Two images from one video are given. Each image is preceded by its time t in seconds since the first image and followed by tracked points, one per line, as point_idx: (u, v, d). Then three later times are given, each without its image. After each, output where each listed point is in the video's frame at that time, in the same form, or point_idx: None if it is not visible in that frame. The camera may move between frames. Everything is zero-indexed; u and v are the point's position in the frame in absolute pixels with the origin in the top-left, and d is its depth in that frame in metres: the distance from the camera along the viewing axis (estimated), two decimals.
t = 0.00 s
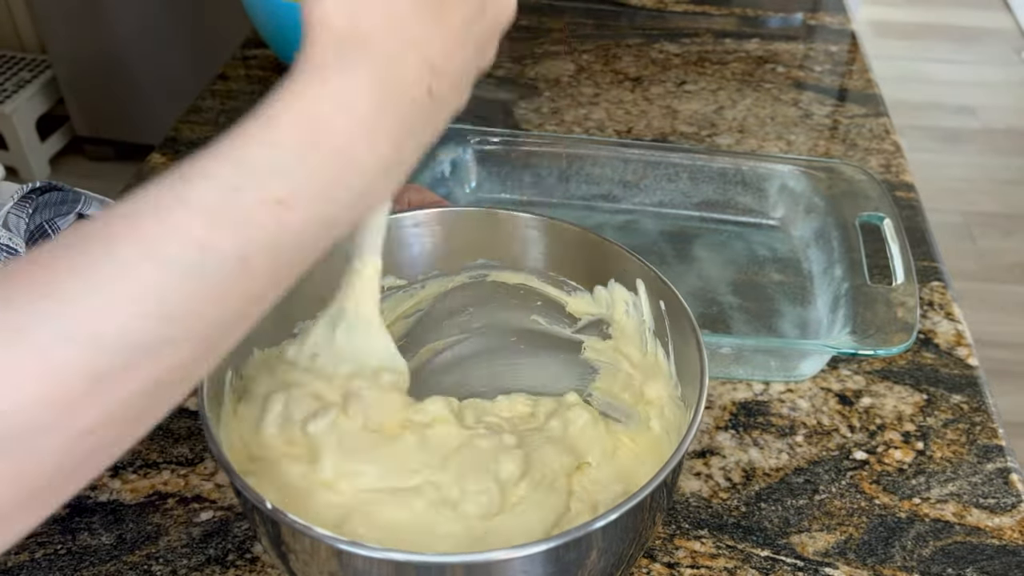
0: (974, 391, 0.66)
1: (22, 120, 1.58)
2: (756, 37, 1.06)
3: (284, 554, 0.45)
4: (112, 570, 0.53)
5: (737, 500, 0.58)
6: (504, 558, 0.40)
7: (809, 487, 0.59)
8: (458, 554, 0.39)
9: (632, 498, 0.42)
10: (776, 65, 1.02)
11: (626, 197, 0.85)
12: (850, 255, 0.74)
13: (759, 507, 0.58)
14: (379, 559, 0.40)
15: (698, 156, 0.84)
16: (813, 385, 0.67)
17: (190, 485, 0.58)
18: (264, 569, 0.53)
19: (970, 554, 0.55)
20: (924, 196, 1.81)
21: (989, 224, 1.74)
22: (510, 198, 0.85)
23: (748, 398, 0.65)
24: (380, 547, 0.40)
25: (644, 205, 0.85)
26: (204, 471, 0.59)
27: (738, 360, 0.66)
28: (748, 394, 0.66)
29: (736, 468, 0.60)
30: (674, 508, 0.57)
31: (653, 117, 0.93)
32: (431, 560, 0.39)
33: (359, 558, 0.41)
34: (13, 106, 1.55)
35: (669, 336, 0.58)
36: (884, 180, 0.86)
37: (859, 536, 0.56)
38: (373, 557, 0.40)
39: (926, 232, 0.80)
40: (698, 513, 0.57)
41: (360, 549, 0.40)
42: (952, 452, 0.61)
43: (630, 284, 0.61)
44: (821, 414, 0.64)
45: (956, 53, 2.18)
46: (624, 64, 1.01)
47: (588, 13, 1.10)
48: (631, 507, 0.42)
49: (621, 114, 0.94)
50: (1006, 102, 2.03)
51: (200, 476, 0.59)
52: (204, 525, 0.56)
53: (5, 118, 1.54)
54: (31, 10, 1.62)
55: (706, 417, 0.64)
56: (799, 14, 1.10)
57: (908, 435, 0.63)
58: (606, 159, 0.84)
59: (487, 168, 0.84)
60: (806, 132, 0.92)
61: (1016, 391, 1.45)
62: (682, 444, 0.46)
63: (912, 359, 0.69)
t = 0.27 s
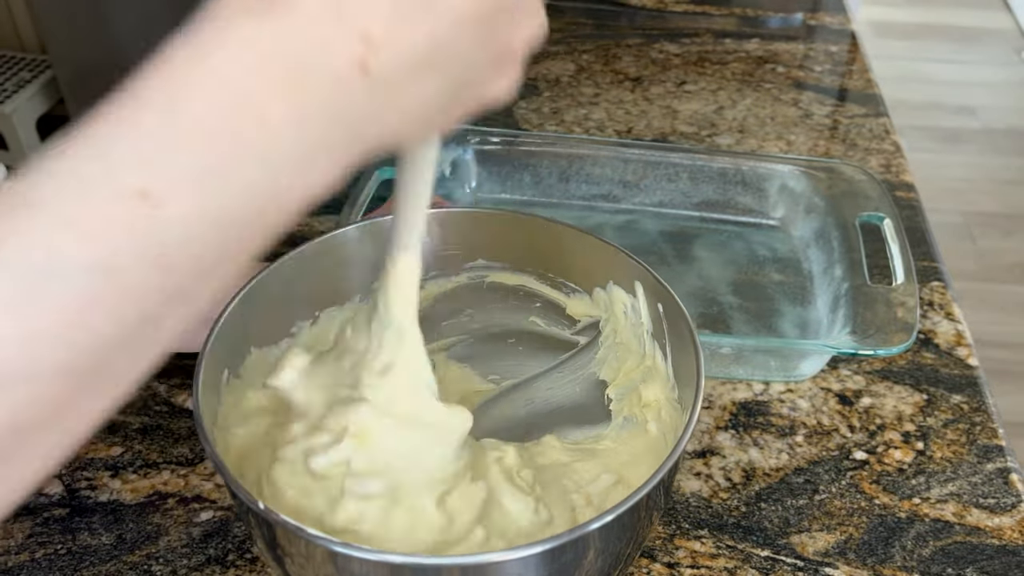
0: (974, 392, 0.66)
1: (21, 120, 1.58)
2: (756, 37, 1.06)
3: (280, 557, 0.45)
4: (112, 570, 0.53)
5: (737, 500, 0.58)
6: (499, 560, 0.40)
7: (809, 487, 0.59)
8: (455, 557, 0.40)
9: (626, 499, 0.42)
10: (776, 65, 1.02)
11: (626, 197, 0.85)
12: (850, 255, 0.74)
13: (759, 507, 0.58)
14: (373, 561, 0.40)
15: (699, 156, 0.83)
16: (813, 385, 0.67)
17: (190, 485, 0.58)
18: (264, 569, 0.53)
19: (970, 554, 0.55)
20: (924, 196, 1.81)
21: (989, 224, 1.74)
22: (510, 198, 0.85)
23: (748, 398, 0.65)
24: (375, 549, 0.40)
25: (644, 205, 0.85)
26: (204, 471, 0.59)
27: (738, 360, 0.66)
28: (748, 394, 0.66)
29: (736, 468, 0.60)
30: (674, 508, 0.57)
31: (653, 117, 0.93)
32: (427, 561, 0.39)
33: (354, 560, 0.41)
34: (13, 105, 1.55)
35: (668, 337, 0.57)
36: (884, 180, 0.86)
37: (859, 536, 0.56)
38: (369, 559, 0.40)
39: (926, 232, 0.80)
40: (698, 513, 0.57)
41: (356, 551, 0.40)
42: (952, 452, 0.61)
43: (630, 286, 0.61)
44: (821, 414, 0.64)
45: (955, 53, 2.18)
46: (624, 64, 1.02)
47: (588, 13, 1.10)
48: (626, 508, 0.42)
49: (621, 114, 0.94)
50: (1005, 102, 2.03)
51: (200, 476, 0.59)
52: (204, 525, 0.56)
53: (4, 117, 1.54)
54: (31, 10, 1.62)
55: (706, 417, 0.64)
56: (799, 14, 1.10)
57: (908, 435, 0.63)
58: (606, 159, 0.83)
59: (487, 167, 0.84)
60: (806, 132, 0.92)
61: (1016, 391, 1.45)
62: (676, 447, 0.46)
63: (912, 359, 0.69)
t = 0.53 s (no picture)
0: (974, 392, 0.66)
1: (22, 120, 1.58)
2: (756, 37, 1.06)
3: (280, 556, 0.45)
4: (112, 570, 0.53)
5: (737, 500, 0.58)
6: (497, 556, 0.40)
7: (810, 487, 0.59)
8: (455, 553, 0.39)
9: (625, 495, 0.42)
10: (776, 65, 1.02)
11: (626, 197, 0.85)
12: (850, 255, 0.74)
13: (759, 507, 0.58)
14: (373, 558, 0.40)
15: (698, 156, 0.83)
16: (813, 385, 0.67)
17: (190, 485, 0.58)
18: (264, 569, 0.53)
19: (970, 554, 0.55)
20: (924, 196, 1.81)
21: (989, 224, 1.74)
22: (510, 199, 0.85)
23: (748, 398, 0.65)
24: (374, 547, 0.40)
25: (644, 205, 0.86)
26: (204, 471, 0.59)
27: (738, 360, 0.66)
28: (748, 394, 0.66)
29: (736, 469, 0.60)
30: (674, 508, 0.58)
31: (653, 117, 0.93)
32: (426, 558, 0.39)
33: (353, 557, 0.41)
34: (13, 105, 1.55)
35: (664, 333, 0.58)
36: (884, 180, 0.86)
37: (859, 536, 0.56)
38: (368, 556, 0.40)
39: (926, 232, 0.80)
40: (698, 513, 0.57)
41: (354, 548, 0.40)
42: (952, 452, 0.61)
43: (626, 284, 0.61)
44: (821, 414, 0.64)
45: (955, 53, 2.18)
46: (624, 65, 1.02)
47: (588, 13, 1.10)
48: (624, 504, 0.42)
49: (621, 114, 0.94)
50: (1005, 102, 2.03)
51: (200, 476, 0.59)
52: (205, 525, 0.56)
53: (5, 117, 1.54)
54: (31, 10, 1.62)
55: (706, 417, 0.64)
56: (799, 13, 1.11)
57: (908, 435, 0.63)
58: (606, 159, 0.83)
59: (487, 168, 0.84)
60: (806, 133, 0.92)
61: (1016, 391, 1.45)
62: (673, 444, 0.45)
63: (912, 359, 0.69)
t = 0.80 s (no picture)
0: (974, 392, 0.66)
1: (22, 120, 1.58)
2: (756, 37, 1.06)
3: (279, 555, 0.45)
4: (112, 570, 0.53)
5: (737, 500, 0.58)
6: (496, 554, 0.40)
7: (810, 487, 0.59)
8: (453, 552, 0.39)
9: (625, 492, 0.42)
10: (776, 65, 1.02)
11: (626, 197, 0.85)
12: (850, 255, 0.74)
13: (759, 507, 0.58)
14: (373, 557, 0.40)
15: (698, 156, 0.83)
16: (813, 385, 0.67)
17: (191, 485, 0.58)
18: (264, 569, 0.53)
19: (970, 554, 0.55)
20: (924, 196, 1.81)
21: (989, 224, 1.74)
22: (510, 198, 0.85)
23: (748, 398, 0.65)
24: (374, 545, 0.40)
25: (644, 205, 0.85)
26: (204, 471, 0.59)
27: (739, 360, 0.66)
28: (748, 394, 0.66)
29: (736, 469, 0.60)
30: (674, 508, 0.58)
31: (653, 117, 0.93)
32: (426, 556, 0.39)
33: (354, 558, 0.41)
34: (13, 105, 1.55)
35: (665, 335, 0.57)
36: (884, 180, 0.86)
37: (859, 536, 0.56)
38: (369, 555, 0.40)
39: (926, 232, 0.80)
40: (698, 513, 0.57)
41: (353, 547, 0.40)
42: (952, 452, 0.61)
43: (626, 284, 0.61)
44: (821, 414, 0.64)
45: (955, 53, 2.18)
46: (624, 65, 1.02)
47: (589, 13, 1.10)
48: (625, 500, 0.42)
49: (621, 114, 0.94)
50: (1005, 101, 2.03)
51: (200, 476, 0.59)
52: (205, 525, 0.56)
53: (5, 117, 1.54)
54: (32, 10, 1.62)
55: (706, 417, 0.64)
56: (799, 13, 1.11)
57: (908, 435, 0.63)
58: (605, 159, 0.83)
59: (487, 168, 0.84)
60: (806, 133, 0.92)
61: (1016, 391, 1.45)
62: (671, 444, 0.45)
63: (912, 359, 0.69)
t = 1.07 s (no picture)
0: (975, 392, 0.66)
1: (21, 119, 1.58)
2: (757, 36, 1.06)
3: None
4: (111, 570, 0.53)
5: (738, 501, 0.58)
6: None
7: (811, 488, 0.59)
8: None
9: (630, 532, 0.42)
10: (777, 64, 1.01)
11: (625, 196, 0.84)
12: (850, 254, 0.74)
13: (760, 508, 0.57)
14: None
15: (698, 155, 0.83)
16: (814, 385, 0.66)
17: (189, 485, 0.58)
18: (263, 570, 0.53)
19: (971, 555, 0.55)
20: (925, 195, 1.81)
21: (989, 224, 1.74)
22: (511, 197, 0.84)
23: (748, 398, 0.65)
24: None
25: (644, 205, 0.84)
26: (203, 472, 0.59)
27: (739, 360, 0.65)
28: (748, 394, 0.66)
29: (737, 469, 0.60)
30: (674, 509, 0.57)
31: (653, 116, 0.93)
32: None
33: None
34: (12, 105, 1.55)
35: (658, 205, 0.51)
36: (884, 180, 0.86)
37: (860, 537, 0.56)
38: None
39: (927, 231, 0.80)
40: (698, 513, 0.57)
41: None
42: (954, 453, 0.61)
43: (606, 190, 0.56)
44: (822, 415, 0.64)
45: (956, 52, 2.17)
46: (624, 64, 1.01)
47: (588, 12, 1.10)
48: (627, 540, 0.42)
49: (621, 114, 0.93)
50: (1005, 101, 2.03)
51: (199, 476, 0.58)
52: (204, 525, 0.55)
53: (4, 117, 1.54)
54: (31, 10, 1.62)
55: (706, 417, 0.64)
56: (800, 12, 1.10)
57: (909, 435, 0.62)
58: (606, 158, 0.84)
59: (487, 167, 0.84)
60: (807, 132, 0.91)
61: (1016, 391, 1.45)
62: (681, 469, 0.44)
63: (913, 359, 0.68)
